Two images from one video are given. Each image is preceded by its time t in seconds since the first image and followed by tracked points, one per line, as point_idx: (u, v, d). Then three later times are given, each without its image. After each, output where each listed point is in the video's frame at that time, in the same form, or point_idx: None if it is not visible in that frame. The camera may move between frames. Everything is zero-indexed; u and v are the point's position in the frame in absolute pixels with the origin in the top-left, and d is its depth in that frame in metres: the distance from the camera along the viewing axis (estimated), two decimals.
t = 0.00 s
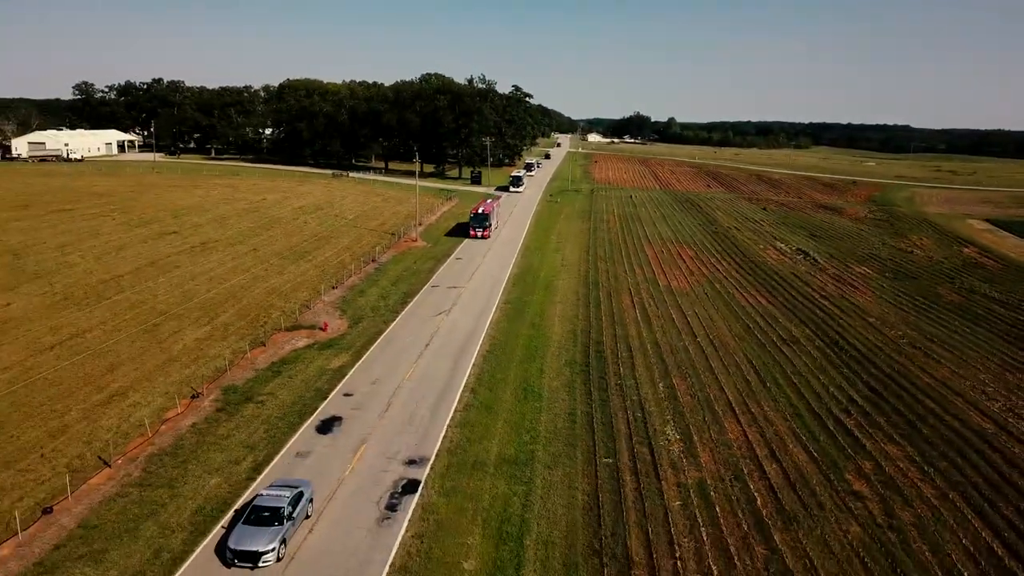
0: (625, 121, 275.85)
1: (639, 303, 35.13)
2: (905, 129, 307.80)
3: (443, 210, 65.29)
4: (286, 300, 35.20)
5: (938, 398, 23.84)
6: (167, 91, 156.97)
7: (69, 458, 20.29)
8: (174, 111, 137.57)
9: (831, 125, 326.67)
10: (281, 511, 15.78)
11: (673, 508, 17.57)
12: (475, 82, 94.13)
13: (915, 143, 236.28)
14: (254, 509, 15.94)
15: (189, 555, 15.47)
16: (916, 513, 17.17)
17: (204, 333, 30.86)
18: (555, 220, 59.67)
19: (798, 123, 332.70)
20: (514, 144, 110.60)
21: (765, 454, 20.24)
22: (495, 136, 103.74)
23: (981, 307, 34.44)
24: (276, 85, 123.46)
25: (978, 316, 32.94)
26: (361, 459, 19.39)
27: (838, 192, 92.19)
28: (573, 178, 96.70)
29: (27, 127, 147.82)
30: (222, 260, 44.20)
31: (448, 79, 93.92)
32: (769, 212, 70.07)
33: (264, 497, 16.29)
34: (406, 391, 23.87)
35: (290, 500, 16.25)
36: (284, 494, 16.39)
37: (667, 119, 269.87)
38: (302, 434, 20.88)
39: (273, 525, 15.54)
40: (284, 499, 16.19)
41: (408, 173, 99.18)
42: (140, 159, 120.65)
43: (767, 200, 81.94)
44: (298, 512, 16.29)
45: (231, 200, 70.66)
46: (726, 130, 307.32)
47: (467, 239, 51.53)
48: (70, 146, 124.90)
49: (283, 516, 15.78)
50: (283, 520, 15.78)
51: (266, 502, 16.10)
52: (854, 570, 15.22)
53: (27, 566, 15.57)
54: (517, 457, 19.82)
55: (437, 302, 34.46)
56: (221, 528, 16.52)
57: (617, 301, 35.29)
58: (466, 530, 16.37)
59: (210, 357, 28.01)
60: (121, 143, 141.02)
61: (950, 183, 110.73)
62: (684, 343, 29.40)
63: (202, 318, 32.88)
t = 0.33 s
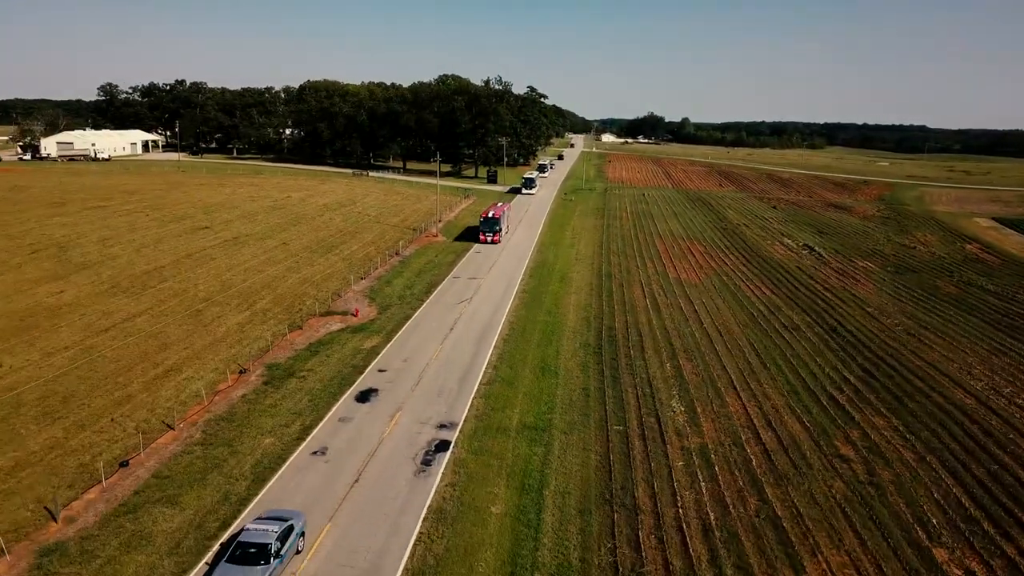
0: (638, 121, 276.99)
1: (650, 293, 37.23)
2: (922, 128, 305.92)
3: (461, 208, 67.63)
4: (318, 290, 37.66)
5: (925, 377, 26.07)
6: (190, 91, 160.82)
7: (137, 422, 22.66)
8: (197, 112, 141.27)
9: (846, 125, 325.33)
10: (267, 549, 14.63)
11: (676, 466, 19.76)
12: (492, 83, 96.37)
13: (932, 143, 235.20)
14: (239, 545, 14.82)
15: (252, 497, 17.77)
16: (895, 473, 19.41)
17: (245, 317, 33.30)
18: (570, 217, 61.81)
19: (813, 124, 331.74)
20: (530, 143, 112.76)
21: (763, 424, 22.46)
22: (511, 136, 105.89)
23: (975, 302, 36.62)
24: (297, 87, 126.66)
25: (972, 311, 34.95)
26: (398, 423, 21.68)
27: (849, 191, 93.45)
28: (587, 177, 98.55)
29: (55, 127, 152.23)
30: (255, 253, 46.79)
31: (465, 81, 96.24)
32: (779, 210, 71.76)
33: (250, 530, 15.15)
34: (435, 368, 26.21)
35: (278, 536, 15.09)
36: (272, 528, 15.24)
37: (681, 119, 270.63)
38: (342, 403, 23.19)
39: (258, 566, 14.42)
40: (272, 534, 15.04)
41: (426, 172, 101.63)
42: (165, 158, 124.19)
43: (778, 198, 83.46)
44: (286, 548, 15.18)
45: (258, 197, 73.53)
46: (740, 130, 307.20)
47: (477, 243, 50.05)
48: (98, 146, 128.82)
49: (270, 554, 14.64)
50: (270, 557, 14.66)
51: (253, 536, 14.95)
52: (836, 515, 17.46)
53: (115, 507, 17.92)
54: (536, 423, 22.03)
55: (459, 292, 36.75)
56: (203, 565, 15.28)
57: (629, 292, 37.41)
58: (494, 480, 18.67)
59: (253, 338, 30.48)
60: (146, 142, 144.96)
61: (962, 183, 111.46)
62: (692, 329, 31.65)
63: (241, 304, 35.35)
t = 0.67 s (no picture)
0: (646, 121, 278.39)
1: (655, 284, 39.17)
2: (931, 128, 305.64)
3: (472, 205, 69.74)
4: (340, 280, 39.84)
5: (910, 360, 28.13)
6: (204, 91, 163.53)
7: (184, 394, 24.83)
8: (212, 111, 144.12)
9: (855, 125, 324.70)
10: None
11: (675, 433, 21.77)
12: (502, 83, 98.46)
13: (939, 142, 235.36)
14: None
15: (293, 454, 19.84)
16: (875, 443, 21.39)
17: (274, 304, 35.48)
18: (578, 213, 63.86)
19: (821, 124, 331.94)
20: (539, 142, 114.86)
21: (757, 399, 24.43)
22: (520, 135, 107.98)
23: (965, 293, 38.66)
24: (311, 87, 129.21)
25: (961, 301, 37.01)
26: (422, 395, 23.73)
27: (852, 189, 95.07)
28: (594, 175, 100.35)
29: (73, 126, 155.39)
30: (278, 246, 49.05)
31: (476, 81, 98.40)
32: (782, 206, 73.70)
33: (228, 565, 13.86)
34: (453, 349, 28.26)
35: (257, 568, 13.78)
36: (250, 562, 13.91)
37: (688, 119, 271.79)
38: (369, 379, 25.25)
39: None
40: (250, 568, 13.70)
41: (437, 171, 103.88)
42: (181, 157, 126.93)
43: (782, 195, 85.33)
44: None
45: (275, 194, 75.90)
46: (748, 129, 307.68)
47: (481, 248, 48.49)
48: (116, 145, 131.79)
49: None
50: None
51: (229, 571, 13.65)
52: (818, 474, 19.46)
53: (173, 463, 20.01)
54: (547, 397, 24.07)
55: (473, 282, 38.79)
56: (244, 523, 16.58)
57: (634, 282, 39.35)
58: (511, 442, 20.76)
59: (282, 323, 32.62)
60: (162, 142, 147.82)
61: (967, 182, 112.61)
62: (694, 315, 33.69)
63: (269, 293, 37.53)
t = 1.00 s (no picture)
0: (652, 121, 280.10)
1: (657, 275, 41.37)
2: (938, 129, 305.90)
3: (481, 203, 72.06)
4: (360, 271, 42.21)
5: (894, 344, 30.37)
6: (217, 92, 166.58)
7: (224, 368, 27.23)
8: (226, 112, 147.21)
9: (861, 125, 325.35)
10: None
11: (672, 403, 24.03)
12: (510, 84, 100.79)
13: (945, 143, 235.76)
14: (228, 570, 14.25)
15: (328, 417, 22.22)
16: (854, 412, 23.66)
17: (299, 292, 37.90)
18: (584, 210, 66.05)
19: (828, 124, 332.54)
20: (547, 142, 117.18)
21: (749, 376, 26.68)
22: (528, 135, 110.25)
23: (953, 285, 40.83)
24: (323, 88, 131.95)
25: (947, 292, 39.22)
26: (441, 370, 26.05)
27: (854, 188, 96.86)
28: (601, 175, 102.63)
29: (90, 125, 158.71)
30: (298, 240, 51.49)
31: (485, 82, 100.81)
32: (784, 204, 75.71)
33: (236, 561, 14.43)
34: (467, 332, 30.55)
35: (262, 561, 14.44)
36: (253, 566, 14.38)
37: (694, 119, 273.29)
38: (392, 357, 27.53)
39: None
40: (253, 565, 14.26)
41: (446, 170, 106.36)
42: (196, 156, 129.89)
43: (784, 194, 87.27)
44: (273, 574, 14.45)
45: (292, 192, 78.51)
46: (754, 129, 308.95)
47: (482, 253, 47.10)
48: (133, 145, 135.02)
49: None
50: None
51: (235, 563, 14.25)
52: (799, 438, 21.73)
53: (221, 425, 22.30)
54: (555, 372, 26.35)
55: (485, 273, 41.11)
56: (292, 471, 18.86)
57: (638, 274, 41.57)
58: (522, 409, 23.07)
59: (308, 309, 35.00)
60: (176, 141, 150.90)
61: (968, 181, 114.40)
62: (693, 303, 35.95)
63: (294, 282, 39.97)
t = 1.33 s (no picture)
0: (655, 121, 282.01)
1: (655, 265, 43.70)
2: (940, 129, 307.34)
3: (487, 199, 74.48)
4: (374, 261, 44.65)
5: (874, 326, 32.69)
6: (226, 91, 169.15)
7: (255, 345, 29.61)
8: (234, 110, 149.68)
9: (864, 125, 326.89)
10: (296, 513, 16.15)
11: (665, 376, 26.40)
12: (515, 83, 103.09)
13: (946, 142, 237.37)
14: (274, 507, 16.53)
15: (353, 386, 24.59)
16: (830, 384, 26.03)
17: (318, 280, 40.33)
18: (587, 205, 68.48)
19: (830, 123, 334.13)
20: (550, 140, 119.55)
21: (737, 354, 28.99)
22: (532, 134, 112.58)
23: (936, 274, 43.19)
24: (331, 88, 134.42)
25: (931, 281, 41.56)
26: (454, 347, 28.48)
27: (851, 185, 99.18)
28: (603, 172, 104.90)
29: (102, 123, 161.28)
30: (313, 233, 53.90)
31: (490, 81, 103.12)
32: (781, 201, 78.06)
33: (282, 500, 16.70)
34: (477, 315, 32.87)
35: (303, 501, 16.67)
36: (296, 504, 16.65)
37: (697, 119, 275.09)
38: (408, 335, 29.99)
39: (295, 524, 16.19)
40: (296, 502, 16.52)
41: (453, 167, 108.78)
42: (206, 154, 132.46)
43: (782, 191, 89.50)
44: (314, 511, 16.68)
45: (303, 188, 80.96)
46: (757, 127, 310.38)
47: (478, 256, 45.76)
48: (144, 143, 137.64)
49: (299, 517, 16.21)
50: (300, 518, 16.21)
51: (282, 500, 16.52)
52: (779, 405, 24.06)
53: (257, 392, 24.73)
54: (558, 349, 28.75)
55: (493, 263, 43.54)
56: (324, 429, 21.23)
57: (637, 264, 43.84)
58: (529, 380, 25.46)
59: (328, 295, 37.42)
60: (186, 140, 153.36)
61: (964, 179, 116.33)
62: (688, 290, 38.28)
63: (312, 271, 42.34)
